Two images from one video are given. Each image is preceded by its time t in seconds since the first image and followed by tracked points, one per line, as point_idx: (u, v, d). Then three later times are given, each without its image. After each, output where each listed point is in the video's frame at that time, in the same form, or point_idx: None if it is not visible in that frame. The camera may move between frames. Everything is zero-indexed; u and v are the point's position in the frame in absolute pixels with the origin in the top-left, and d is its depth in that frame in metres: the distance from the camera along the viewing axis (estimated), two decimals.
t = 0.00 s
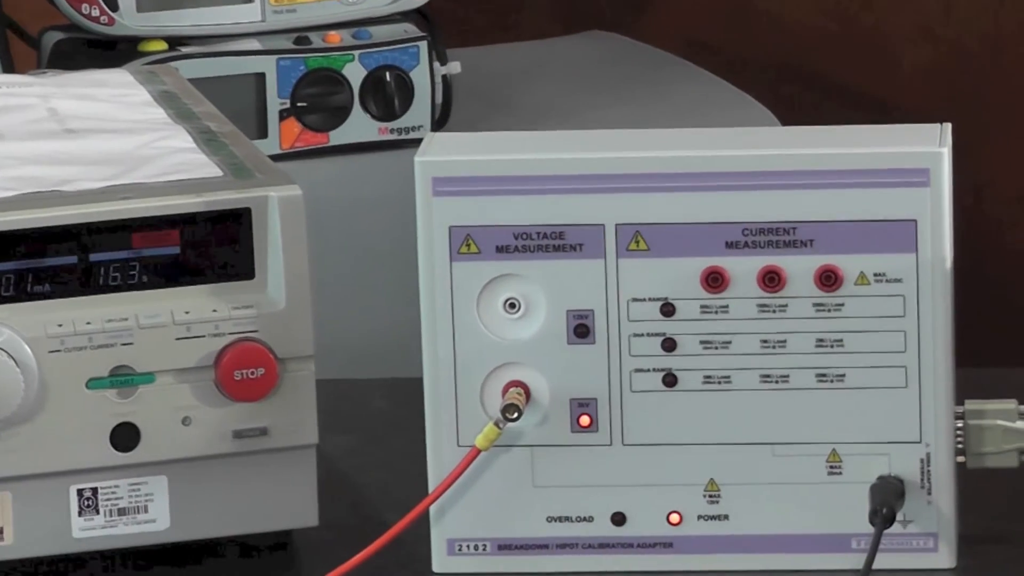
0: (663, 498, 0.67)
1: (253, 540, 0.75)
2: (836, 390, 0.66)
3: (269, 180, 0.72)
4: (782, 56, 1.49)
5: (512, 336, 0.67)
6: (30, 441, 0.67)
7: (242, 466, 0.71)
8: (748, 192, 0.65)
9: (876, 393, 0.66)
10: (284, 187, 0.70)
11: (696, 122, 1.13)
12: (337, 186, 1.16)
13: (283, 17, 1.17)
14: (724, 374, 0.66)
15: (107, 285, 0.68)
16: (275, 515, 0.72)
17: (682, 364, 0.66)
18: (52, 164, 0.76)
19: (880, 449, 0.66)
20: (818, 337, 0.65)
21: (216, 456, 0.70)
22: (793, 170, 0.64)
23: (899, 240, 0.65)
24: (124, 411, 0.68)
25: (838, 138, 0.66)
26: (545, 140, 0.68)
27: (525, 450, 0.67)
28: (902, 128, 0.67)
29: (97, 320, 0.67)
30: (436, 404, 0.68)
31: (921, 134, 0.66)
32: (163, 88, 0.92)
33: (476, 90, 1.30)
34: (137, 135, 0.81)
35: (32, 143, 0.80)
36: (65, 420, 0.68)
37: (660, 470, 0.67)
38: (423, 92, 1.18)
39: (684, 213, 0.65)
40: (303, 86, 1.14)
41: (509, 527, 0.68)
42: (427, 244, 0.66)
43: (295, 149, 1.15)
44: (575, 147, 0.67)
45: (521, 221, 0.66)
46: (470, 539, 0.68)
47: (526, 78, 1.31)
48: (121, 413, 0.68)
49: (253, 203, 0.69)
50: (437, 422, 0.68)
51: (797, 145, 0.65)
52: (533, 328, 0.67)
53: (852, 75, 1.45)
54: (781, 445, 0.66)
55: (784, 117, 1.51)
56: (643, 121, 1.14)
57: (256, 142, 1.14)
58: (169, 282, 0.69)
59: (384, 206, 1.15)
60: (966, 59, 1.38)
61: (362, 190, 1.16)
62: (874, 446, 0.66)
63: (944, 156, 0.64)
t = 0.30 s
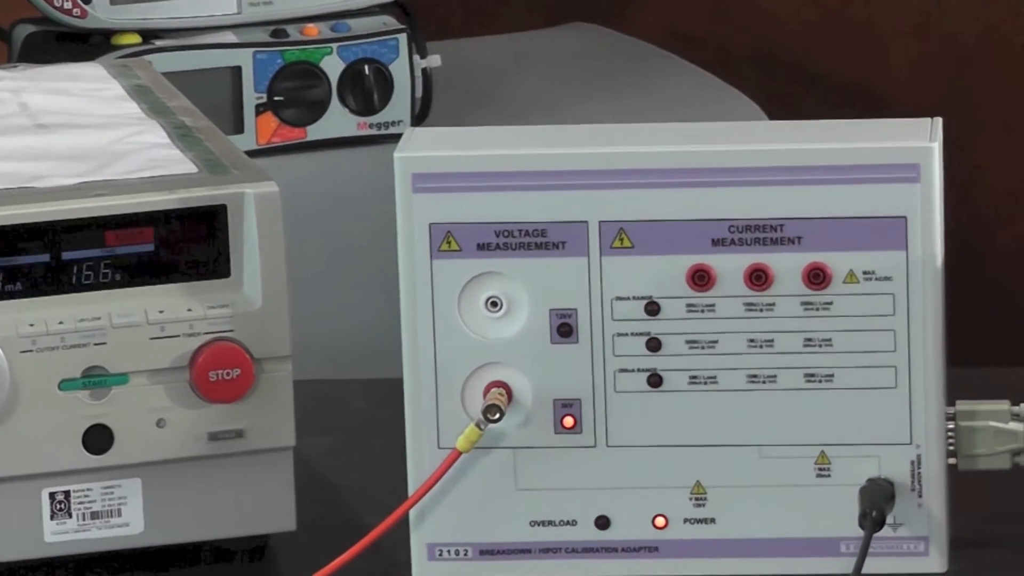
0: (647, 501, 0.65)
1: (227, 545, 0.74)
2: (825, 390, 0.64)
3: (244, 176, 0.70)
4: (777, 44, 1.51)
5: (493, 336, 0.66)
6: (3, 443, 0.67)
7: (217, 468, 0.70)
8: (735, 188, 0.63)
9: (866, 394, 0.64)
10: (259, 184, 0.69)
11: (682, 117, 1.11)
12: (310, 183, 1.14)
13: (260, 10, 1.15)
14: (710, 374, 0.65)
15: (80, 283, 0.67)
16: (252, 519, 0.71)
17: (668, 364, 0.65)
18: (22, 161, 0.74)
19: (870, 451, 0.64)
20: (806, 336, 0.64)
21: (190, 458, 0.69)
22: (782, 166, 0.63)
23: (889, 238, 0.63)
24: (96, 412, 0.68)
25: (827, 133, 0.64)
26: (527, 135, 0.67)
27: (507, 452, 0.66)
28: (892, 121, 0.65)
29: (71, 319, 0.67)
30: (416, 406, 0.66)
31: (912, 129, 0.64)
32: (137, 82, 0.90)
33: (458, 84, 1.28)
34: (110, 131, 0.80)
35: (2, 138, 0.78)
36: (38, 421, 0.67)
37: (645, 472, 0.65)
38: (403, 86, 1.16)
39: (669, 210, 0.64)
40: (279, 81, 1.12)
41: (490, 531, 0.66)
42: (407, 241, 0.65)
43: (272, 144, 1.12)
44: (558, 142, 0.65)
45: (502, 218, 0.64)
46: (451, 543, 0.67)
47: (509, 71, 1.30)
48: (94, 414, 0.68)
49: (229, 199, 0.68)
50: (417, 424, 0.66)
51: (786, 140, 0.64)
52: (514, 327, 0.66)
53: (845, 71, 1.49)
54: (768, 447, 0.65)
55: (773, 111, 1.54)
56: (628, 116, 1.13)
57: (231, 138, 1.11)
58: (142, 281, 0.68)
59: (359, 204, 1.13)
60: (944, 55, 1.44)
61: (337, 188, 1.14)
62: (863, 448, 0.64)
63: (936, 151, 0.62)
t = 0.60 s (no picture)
0: (639, 505, 0.64)
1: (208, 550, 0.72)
2: (820, 392, 0.63)
3: (225, 173, 0.68)
4: (773, 38, 1.40)
5: (480, 336, 0.64)
6: None
7: (197, 472, 0.68)
8: (728, 185, 0.62)
9: (862, 395, 0.63)
10: (240, 180, 0.67)
11: (671, 112, 1.10)
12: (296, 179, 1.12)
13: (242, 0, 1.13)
14: (703, 376, 0.63)
15: (55, 283, 0.65)
16: (234, 525, 0.69)
17: (659, 366, 0.63)
18: None
19: (868, 454, 0.63)
20: (801, 336, 0.62)
21: (170, 461, 0.67)
22: (777, 162, 0.61)
23: (887, 235, 0.61)
24: (72, 415, 0.66)
25: (822, 128, 0.63)
26: (515, 131, 0.65)
27: (494, 455, 0.64)
28: (889, 116, 0.64)
29: (46, 319, 0.65)
30: (401, 409, 0.64)
31: (908, 124, 0.63)
32: (114, 76, 0.88)
33: (444, 77, 1.26)
34: (86, 125, 0.78)
35: None
36: (12, 424, 0.65)
37: (636, 476, 0.64)
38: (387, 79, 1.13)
39: (660, 207, 0.62)
40: (261, 74, 1.09)
41: (478, 536, 0.65)
42: (392, 239, 0.63)
43: (252, 139, 1.10)
44: (547, 138, 0.64)
45: (489, 216, 0.63)
46: (436, 548, 0.65)
47: (496, 64, 1.28)
48: (71, 417, 0.66)
49: (209, 196, 0.66)
50: (402, 427, 0.64)
51: (778, 135, 0.62)
52: (502, 327, 0.64)
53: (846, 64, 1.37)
54: (763, 449, 0.63)
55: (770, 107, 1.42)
56: (616, 111, 1.11)
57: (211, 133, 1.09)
58: (120, 280, 0.66)
59: (345, 200, 1.11)
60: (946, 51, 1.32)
61: (322, 182, 1.12)
62: (860, 451, 0.63)
63: (933, 147, 0.61)
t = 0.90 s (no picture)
0: (631, 509, 0.62)
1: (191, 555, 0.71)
2: (816, 393, 0.61)
3: (207, 169, 0.67)
4: (766, 37, 1.43)
5: (468, 336, 0.62)
6: None
7: (178, 475, 0.67)
8: (722, 181, 0.60)
9: (859, 396, 0.61)
10: (222, 176, 0.65)
11: (662, 107, 1.08)
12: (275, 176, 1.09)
13: None
14: (696, 376, 0.62)
15: (34, 281, 0.63)
16: (216, 528, 0.68)
17: (652, 366, 0.62)
18: None
19: (865, 456, 0.61)
20: (797, 336, 0.61)
21: (150, 465, 0.66)
22: (774, 158, 0.60)
23: (884, 232, 0.60)
24: (52, 417, 0.64)
25: (819, 123, 0.61)
26: (504, 125, 0.63)
27: (482, 458, 0.63)
28: (887, 110, 0.62)
29: (24, 319, 0.63)
30: (387, 410, 0.63)
31: (908, 118, 0.61)
32: (94, 70, 0.86)
33: (431, 72, 1.24)
34: (66, 121, 0.76)
35: None
36: None
37: (627, 479, 0.62)
38: (374, 73, 1.12)
39: (653, 204, 0.61)
40: (245, 68, 1.07)
41: (465, 540, 0.63)
42: (377, 237, 0.62)
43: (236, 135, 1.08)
44: (538, 133, 0.62)
45: (477, 212, 0.61)
46: (424, 553, 0.64)
47: (484, 58, 1.26)
48: (51, 419, 0.64)
49: (191, 194, 0.64)
50: (389, 428, 0.63)
51: (775, 130, 0.60)
52: (490, 327, 0.62)
53: (839, 60, 1.39)
54: (757, 452, 0.62)
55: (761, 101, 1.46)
56: (606, 105, 1.09)
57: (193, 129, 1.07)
58: (101, 279, 0.64)
59: (329, 198, 1.09)
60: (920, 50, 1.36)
61: (303, 178, 1.10)
62: (856, 454, 0.61)
63: (932, 142, 0.59)
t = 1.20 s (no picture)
0: (619, 514, 0.61)
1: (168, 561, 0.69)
2: (810, 396, 0.60)
3: (185, 166, 0.65)
4: (764, 37, 1.37)
5: (452, 337, 0.61)
6: None
7: (154, 480, 0.65)
8: (713, 178, 0.59)
9: (854, 398, 0.60)
10: (200, 173, 0.63)
11: (648, 101, 1.06)
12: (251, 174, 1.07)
13: None
14: (687, 378, 0.60)
15: (7, 281, 0.61)
16: (195, 534, 0.66)
17: (641, 368, 0.60)
18: None
19: (859, 460, 0.60)
20: (790, 336, 0.59)
21: (126, 469, 0.64)
22: (766, 154, 0.58)
23: (879, 230, 0.59)
24: (24, 420, 0.62)
25: (813, 119, 0.60)
26: (489, 122, 0.62)
27: (467, 462, 0.61)
28: (882, 106, 0.61)
29: None
30: (369, 414, 0.61)
31: (904, 114, 0.60)
32: (68, 64, 0.84)
33: (414, 65, 1.22)
34: (39, 116, 0.74)
35: None
36: None
37: (616, 484, 0.61)
38: (355, 67, 1.10)
39: (642, 201, 0.59)
40: (223, 61, 1.04)
41: (449, 546, 0.62)
42: (359, 235, 0.60)
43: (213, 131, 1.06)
44: (525, 129, 0.60)
45: (462, 210, 0.60)
46: (406, 560, 0.62)
47: (468, 52, 1.24)
48: (23, 423, 0.62)
49: (167, 190, 0.63)
50: (371, 433, 0.61)
51: (768, 126, 0.59)
52: (475, 328, 0.61)
53: (840, 60, 1.34)
54: (749, 455, 0.60)
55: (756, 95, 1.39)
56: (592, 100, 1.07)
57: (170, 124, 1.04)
58: (75, 279, 0.62)
59: (306, 195, 1.07)
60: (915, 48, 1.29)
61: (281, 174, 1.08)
62: (851, 457, 0.60)
63: (929, 137, 0.58)
